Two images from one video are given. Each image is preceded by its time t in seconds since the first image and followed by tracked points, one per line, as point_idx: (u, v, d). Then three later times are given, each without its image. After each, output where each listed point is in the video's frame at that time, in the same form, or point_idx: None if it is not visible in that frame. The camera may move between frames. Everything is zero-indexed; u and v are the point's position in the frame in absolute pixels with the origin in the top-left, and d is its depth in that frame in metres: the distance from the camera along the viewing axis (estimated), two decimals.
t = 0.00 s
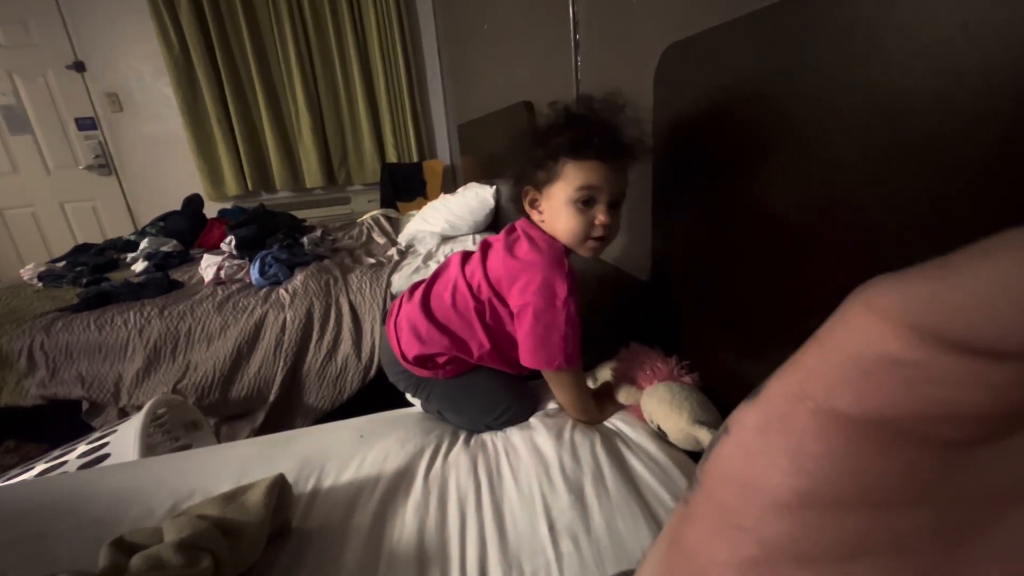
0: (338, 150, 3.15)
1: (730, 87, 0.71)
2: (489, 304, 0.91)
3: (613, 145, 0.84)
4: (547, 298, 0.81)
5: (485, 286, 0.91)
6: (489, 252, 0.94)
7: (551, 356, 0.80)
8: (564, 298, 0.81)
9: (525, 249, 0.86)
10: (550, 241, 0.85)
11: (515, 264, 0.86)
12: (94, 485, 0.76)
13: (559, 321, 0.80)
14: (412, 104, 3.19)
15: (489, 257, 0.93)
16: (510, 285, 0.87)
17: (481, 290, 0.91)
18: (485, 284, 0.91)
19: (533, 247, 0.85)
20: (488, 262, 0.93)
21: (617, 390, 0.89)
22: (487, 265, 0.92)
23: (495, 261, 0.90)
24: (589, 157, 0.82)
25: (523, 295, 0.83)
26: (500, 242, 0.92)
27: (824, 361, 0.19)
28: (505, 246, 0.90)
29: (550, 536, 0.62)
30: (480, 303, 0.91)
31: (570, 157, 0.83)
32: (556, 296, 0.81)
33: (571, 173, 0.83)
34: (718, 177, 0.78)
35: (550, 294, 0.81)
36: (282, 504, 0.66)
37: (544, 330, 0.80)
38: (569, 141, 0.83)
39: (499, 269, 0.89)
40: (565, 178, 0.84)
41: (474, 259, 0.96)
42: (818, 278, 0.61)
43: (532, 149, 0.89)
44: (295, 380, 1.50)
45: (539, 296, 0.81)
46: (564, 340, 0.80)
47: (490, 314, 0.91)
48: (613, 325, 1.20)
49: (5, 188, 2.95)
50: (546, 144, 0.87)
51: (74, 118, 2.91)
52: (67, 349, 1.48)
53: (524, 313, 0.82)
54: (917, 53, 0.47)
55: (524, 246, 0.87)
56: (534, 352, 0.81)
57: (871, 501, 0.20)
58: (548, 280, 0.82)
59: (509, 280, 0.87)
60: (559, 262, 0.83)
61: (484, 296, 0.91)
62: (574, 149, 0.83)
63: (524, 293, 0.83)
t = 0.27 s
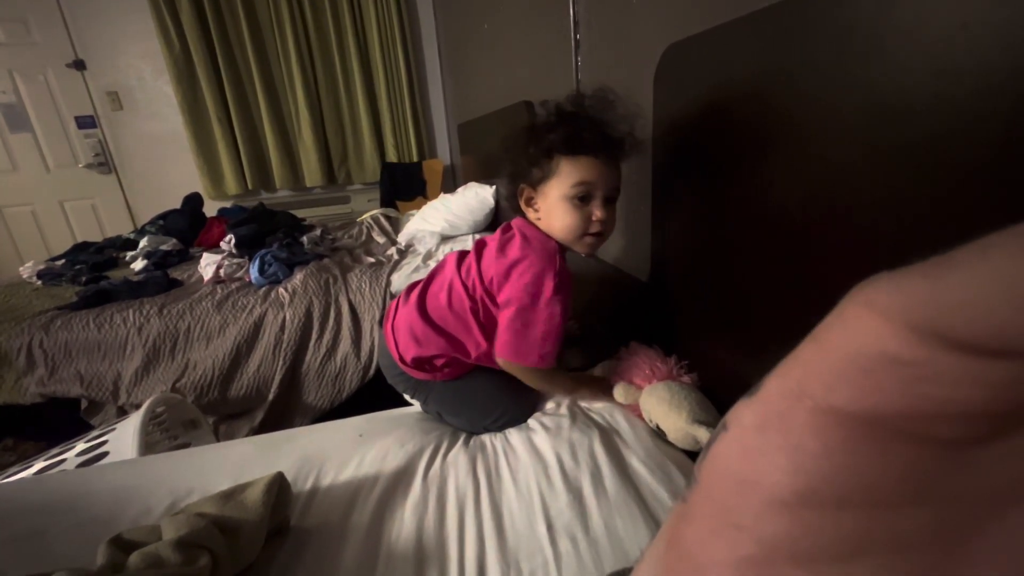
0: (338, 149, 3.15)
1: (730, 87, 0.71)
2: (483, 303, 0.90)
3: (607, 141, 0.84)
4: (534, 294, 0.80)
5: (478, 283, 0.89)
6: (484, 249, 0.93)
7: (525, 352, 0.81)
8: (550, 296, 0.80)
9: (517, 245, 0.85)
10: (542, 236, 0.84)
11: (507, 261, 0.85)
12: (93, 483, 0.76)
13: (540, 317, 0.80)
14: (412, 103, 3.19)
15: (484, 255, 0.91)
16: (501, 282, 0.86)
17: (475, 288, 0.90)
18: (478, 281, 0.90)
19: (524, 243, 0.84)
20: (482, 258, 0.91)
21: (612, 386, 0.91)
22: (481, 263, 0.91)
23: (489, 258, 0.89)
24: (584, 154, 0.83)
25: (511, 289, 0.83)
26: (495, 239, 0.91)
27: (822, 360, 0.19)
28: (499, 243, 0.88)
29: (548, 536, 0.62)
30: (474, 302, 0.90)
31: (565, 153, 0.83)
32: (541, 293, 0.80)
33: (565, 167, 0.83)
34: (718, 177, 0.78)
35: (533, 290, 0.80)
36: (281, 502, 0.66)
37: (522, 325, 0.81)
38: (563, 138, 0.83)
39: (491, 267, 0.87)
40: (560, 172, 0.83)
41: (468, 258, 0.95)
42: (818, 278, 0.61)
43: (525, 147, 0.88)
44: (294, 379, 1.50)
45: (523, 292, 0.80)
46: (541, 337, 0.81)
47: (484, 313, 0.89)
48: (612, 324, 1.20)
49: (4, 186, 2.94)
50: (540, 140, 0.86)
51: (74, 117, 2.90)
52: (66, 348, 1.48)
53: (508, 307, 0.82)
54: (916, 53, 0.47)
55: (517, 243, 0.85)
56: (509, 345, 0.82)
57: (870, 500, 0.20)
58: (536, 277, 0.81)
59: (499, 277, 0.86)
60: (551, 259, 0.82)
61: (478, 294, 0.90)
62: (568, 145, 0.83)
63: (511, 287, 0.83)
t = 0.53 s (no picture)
0: (339, 149, 3.15)
1: (730, 89, 0.71)
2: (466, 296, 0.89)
3: (605, 146, 0.84)
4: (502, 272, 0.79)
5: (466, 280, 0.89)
6: (473, 251, 0.93)
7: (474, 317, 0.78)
8: (513, 271, 0.78)
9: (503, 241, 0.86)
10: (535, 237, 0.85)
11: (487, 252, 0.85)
12: (94, 482, 0.76)
13: (498, 286, 0.78)
14: (413, 104, 3.20)
15: (472, 254, 0.91)
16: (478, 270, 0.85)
17: (461, 283, 0.90)
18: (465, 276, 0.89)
19: (514, 240, 0.84)
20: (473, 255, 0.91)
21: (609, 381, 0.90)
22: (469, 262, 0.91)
23: (475, 256, 0.89)
24: (582, 157, 0.82)
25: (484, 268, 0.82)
26: (485, 240, 0.91)
27: (822, 362, 0.19)
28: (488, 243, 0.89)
29: (548, 537, 0.62)
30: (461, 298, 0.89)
31: (563, 158, 0.83)
32: (506, 270, 0.79)
33: (562, 172, 0.83)
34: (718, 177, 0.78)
35: (499, 266, 0.80)
36: (280, 502, 0.66)
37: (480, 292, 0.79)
38: (561, 141, 0.82)
39: (475, 261, 0.87)
40: (556, 178, 0.83)
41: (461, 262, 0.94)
42: (817, 279, 0.61)
43: (522, 152, 0.88)
44: (294, 379, 1.51)
45: (491, 269, 0.80)
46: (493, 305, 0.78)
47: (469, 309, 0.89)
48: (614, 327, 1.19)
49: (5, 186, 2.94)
50: (537, 145, 0.85)
51: (75, 117, 2.91)
52: (67, 347, 1.48)
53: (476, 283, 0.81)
54: (915, 55, 0.47)
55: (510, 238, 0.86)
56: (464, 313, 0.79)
57: (868, 501, 0.20)
58: (507, 260, 0.80)
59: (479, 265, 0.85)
60: (528, 248, 0.82)
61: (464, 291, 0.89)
62: (568, 150, 0.82)
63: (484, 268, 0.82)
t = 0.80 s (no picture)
0: (340, 150, 3.15)
1: (731, 90, 0.72)
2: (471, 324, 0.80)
3: (610, 165, 0.72)
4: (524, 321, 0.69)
5: (467, 304, 0.79)
6: (473, 266, 0.83)
7: (521, 384, 0.69)
8: (545, 323, 0.69)
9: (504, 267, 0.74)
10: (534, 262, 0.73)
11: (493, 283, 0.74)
12: (96, 483, 0.76)
13: (536, 347, 0.68)
14: (414, 105, 3.20)
15: (472, 271, 0.81)
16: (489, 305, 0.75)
17: (462, 309, 0.80)
18: (468, 303, 0.79)
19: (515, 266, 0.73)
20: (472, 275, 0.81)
21: (612, 383, 0.91)
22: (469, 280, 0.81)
23: (476, 278, 0.79)
24: (590, 181, 0.70)
25: (501, 313, 0.71)
26: (484, 257, 0.80)
27: (822, 361, 0.19)
28: (487, 262, 0.78)
29: (549, 537, 0.63)
30: (462, 323, 0.80)
31: (568, 178, 0.70)
32: (536, 321, 0.69)
33: (566, 196, 0.71)
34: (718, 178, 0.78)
35: (528, 317, 0.69)
36: (282, 503, 0.66)
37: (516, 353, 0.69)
38: (563, 159, 0.71)
39: (479, 287, 0.77)
40: (561, 202, 0.71)
41: (457, 277, 0.84)
42: (818, 280, 0.61)
43: (523, 162, 0.75)
44: (295, 380, 1.51)
45: (516, 318, 0.69)
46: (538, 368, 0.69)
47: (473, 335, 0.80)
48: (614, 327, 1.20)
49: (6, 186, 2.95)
50: (538, 160, 0.73)
51: (77, 118, 2.91)
52: (68, 348, 1.48)
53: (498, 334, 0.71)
54: (916, 56, 0.47)
55: (509, 264, 0.74)
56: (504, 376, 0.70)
57: (869, 500, 0.20)
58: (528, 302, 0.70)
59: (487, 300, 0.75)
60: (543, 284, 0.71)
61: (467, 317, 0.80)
62: (570, 171, 0.70)
63: (499, 312, 0.71)
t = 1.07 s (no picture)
0: (341, 151, 3.16)
1: (732, 91, 0.72)
2: (476, 347, 0.74)
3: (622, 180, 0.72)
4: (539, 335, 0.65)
5: (472, 322, 0.73)
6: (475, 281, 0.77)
7: (532, 406, 0.64)
8: (558, 338, 0.65)
9: (511, 280, 0.70)
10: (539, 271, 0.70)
11: (501, 297, 0.69)
12: (99, 484, 0.76)
13: (548, 364, 0.64)
14: (416, 106, 3.21)
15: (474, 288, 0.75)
16: (496, 320, 0.70)
17: (466, 330, 0.74)
18: (472, 320, 0.73)
19: (524, 278, 0.69)
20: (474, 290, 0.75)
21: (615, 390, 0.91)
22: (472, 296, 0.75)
23: (480, 295, 0.73)
24: (602, 195, 0.70)
25: (511, 328, 0.66)
26: (487, 271, 0.75)
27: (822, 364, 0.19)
28: (492, 275, 0.73)
29: (551, 539, 0.63)
30: (467, 345, 0.74)
31: (580, 193, 0.70)
32: (548, 336, 0.65)
33: (579, 212, 0.70)
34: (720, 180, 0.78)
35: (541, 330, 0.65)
36: (284, 503, 0.66)
37: (527, 371, 0.65)
38: (578, 172, 0.70)
39: (483, 303, 0.71)
40: (572, 217, 0.71)
41: (457, 294, 0.78)
42: (818, 281, 0.61)
43: (532, 177, 0.74)
44: (297, 381, 1.52)
45: (527, 333, 0.65)
46: (550, 388, 0.65)
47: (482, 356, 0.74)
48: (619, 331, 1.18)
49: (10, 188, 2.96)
50: (551, 176, 0.72)
51: (80, 119, 2.92)
52: (71, 349, 1.49)
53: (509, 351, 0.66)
54: (916, 57, 0.47)
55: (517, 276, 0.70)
56: (512, 397, 0.65)
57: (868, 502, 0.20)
58: (539, 316, 0.66)
59: (494, 315, 0.70)
60: (554, 298, 0.68)
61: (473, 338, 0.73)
62: (587, 185, 0.70)
63: (511, 327, 0.66)
